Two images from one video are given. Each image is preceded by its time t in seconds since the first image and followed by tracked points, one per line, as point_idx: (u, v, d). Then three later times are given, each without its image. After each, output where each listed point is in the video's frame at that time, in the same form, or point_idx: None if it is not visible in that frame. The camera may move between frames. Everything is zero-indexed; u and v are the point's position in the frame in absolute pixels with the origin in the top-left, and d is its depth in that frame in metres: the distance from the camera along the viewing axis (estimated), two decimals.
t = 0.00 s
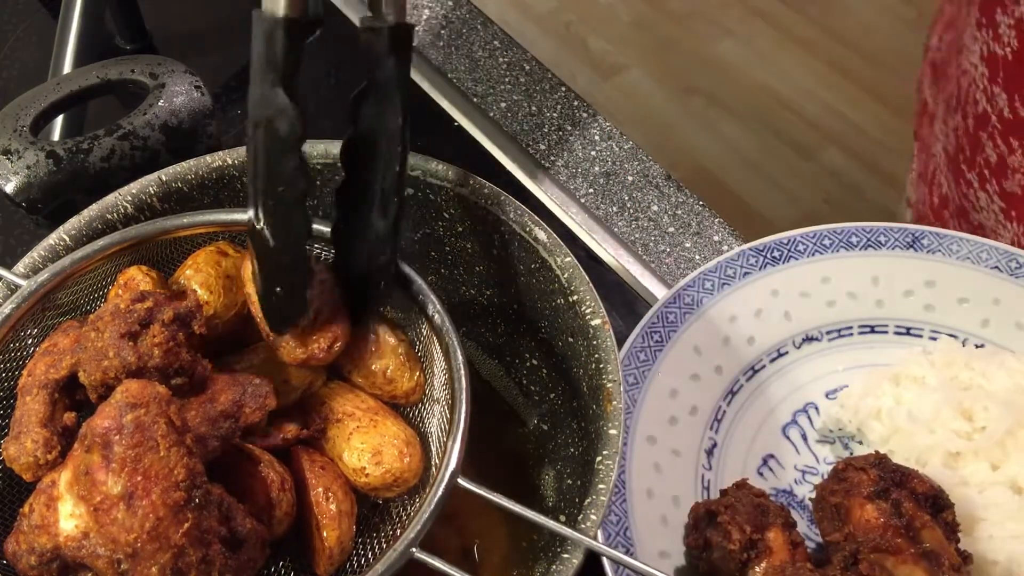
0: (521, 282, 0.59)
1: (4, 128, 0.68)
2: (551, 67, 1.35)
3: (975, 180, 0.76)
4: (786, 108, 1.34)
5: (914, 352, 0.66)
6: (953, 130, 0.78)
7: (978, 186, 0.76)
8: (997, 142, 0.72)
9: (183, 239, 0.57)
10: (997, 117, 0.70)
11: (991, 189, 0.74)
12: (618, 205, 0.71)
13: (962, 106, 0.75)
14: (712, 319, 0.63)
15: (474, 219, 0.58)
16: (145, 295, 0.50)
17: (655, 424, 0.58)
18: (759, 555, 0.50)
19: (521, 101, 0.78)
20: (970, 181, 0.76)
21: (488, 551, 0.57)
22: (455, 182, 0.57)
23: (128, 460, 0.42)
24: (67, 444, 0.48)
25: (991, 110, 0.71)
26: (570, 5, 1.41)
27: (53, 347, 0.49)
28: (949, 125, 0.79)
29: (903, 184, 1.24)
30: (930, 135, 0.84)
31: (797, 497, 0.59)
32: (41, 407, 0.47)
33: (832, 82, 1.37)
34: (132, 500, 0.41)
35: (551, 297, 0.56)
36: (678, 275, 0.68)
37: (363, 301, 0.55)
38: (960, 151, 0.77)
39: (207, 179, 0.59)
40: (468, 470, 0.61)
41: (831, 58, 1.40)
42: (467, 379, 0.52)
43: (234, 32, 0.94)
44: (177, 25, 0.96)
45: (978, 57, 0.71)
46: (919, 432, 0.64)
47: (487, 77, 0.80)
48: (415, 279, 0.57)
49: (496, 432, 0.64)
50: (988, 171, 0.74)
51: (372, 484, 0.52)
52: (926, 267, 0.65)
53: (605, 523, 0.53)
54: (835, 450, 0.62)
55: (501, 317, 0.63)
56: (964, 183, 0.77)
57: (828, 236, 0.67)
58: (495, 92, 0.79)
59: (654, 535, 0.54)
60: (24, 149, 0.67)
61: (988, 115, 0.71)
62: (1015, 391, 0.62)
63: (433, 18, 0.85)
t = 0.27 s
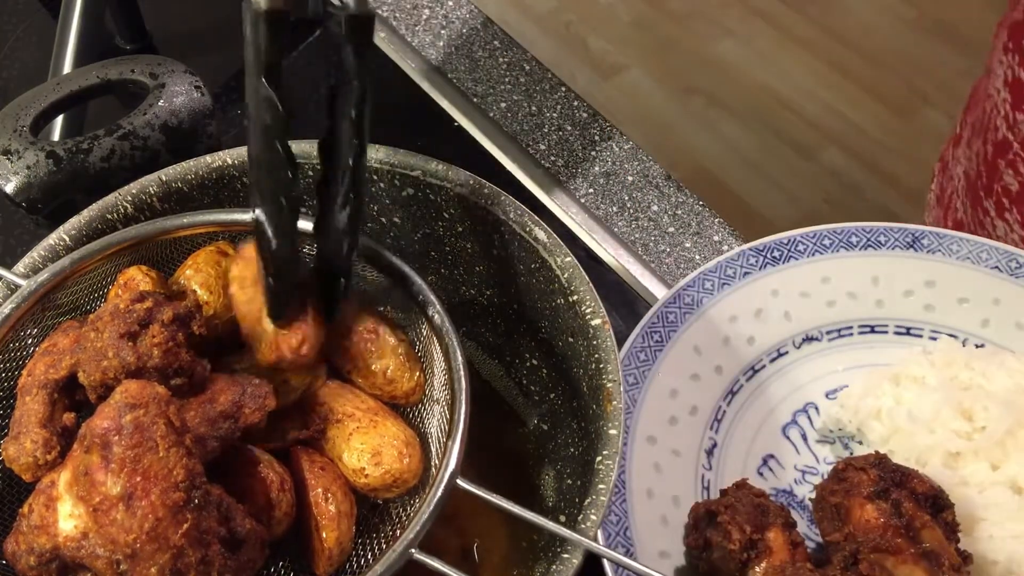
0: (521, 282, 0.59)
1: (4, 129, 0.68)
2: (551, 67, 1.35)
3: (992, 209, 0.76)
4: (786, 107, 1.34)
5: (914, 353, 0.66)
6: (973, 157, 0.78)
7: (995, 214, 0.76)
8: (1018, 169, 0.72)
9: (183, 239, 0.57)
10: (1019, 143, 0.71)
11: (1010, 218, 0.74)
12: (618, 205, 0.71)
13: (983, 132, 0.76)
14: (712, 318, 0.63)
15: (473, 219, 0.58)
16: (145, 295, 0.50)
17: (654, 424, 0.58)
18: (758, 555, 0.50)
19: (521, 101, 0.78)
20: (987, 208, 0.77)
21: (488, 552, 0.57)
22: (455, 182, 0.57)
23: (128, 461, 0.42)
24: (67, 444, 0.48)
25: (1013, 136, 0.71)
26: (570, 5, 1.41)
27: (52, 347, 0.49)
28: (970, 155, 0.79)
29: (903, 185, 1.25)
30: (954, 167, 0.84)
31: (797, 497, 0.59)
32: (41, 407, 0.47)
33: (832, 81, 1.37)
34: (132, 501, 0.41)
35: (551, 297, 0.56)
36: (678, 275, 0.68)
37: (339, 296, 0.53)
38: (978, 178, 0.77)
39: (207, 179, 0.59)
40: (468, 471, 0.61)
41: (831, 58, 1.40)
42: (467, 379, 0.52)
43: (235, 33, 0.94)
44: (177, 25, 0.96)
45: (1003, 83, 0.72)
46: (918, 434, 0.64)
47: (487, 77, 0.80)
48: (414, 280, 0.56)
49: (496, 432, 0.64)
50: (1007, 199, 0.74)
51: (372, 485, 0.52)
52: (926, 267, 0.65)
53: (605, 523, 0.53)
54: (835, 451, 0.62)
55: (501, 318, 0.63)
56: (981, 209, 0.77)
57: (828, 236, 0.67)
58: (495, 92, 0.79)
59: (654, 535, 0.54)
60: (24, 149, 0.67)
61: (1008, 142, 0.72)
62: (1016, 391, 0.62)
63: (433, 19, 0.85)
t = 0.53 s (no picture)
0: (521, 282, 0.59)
1: (4, 129, 0.68)
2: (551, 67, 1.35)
3: (1007, 223, 0.75)
4: (786, 108, 1.34)
5: (914, 352, 0.66)
6: (988, 172, 0.77)
7: (1010, 230, 0.75)
8: None
9: (183, 239, 0.57)
10: None
11: None
12: (618, 205, 0.72)
13: (999, 147, 0.75)
14: (712, 319, 0.63)
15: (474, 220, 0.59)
16: (145, 295, 0.50)
17: (654, 424, 0.58)
18: (759, 555, 0.50)
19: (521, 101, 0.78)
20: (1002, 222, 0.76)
21: (488, 552, 0.57)
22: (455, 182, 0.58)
23: (128, 461, 0.42)
24: (67, 444, 0.48)
25: None
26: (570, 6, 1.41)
27: (53, 347, 0.49)
28: (985, 168, 0.78)
29: (903, 185, 1.24)
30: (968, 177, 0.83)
31: (797, 496, 0.59)
32: (41, 407, 0.47)
33: (832, 82, 1.38)
34: (132, 501, 0.42)
35: (551, 297, 0.56)
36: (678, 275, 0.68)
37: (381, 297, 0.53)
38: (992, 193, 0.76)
39: (207, 179, 0.59)
40: (468, 470, 0.61)
41: (831, 59, 1.40)
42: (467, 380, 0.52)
43: (235, 33, 0.94)
44: (177, 25, 0.96)
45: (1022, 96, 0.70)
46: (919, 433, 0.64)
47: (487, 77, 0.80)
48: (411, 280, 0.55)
49: (496, 432, 0.63)
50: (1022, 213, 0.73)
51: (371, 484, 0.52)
52: (925, 267, 0.65)
53: (604, 523, 0.53)
54: (835, 451, 0.62)
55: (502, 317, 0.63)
56: (995, 223, 0.77)
57: (827, 236, 0.67)
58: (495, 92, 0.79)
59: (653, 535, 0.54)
60: (24, 149, 0.67)
61: None
62: (1016, 391, 0.62)
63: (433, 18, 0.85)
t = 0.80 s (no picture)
0: (521, 282, 0.59)
1: (4, 129, 0.68)
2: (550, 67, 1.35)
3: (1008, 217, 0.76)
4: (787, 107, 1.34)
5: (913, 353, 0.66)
6: (987, 169, 0.77)
7: (1010, 224, 0.76)
8: None
9: (183, 239, 0.57)
10: None
11: None
12: (618, 205, 0.71)
13: (997, 145, 0.74)
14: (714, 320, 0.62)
15: (474, 219, 0.58)
16: (145, 295, 0.50)
17: (655, 423, 0.58)
18: (759, 555, 0.50)
19: (521, 101, 0.78)
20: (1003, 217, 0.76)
21: (488, 551, 0.57)
22: (455, 182, 0.57)
23: (128, 461, 0.42)
24: (67, 444, 0.48)
25: None
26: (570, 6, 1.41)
27: (53, 347, 0.49)
28: (983, 163, 0.78)
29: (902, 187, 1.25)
30: (966, 172, 0.84)
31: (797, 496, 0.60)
32: (41, 407, 0.47)
33: (833, 81, 1.37)
34: (132, 501, 0.42)
35: (551, 297, 0.56)
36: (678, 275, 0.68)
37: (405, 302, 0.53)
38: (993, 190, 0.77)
39: (207, 179, 0.59)
40: (469, 470, 0.61)
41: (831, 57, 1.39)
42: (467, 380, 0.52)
43: (235, 33, 0.94)
44: (177, 25, 0.96)
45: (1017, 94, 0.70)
46: (919, 433, 0.64)
47: (487, 77, 0.80)
48: (407, 280, 0.54)
49: (496, 433, 0.64)
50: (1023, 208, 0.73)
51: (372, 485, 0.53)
52: (926, 268, 0.65)
53: (604, 523, 0.53)
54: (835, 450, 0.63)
55: (502, 318, 0.63)
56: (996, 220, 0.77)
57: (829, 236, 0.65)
58: (495, 92, 0.79)
59: (653, 535, 0.54)
60: (24, 149, 0.67)
61: None
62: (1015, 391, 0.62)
63: (433, 18, 0.85)
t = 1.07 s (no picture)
0: (521, 282, 0.59)
1: (4, 129, 0.68)
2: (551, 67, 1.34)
3: (1011, 210, 0.75)
4: (787, 107, 1.34)
5: (913, 353, 0.66)
6: (989, 165, 0.78)
7: (1014, 217, 0.75)
8: None
9: (182, 239, 0.57)
10: None
11: None
12: (618, 205, 0.71)
13: (999, 139, 0.76)
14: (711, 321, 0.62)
15: (474, 219, 0.58)
16: (145, 295, 0.50)
17: (654, 424, 0.58)
18: (759, 555, 0.50)
19: (521, 101, 0.78)
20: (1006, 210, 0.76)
21: (488, 551, 0.57)
22: (455, 182, 0.57)
23: (128, 461, 0.42)
24: (67, 444, 0.48)
25: None
26: (570, 6, 1.41)
27: (53, 347, 0.49)
28: (986, 161, 0.79)
29: (902, 189, 1.27)
30: (966, 171, 0.84)
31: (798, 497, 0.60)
32: (41, 407, 0.47)
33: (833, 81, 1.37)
34: (131, 501, 0.41)
35: (551, 297, 0.55)
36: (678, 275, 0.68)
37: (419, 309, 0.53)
38: (995, 185, 0.77)
39: (206, 179, 0.59)
40: (469, 471, 0.61)
41: (831, 57, 1.40)
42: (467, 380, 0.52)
43: (235, 33, 0.94)
44: (177, 25, 0.96)
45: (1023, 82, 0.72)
46: (919, 433, 0.64)
47: (487, 77, 0.80)
48: (408, 280, 0.54)
49: (496, 433, 0.64)
50: None
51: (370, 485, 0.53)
52: (925, 267, 0.65)
53: (604, 522, 0.53)
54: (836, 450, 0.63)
55: (502, 318, 0.63)
56: (998, 212, 0.76)
57: (829, 236, 0.65)
58: (495, 92, 0.79)
59: (653, 537, 0.54)
60: (24, 149, 0.67)
61: None
62: (1016, 391, 0.62)
63: (433, 18, 0.85)
